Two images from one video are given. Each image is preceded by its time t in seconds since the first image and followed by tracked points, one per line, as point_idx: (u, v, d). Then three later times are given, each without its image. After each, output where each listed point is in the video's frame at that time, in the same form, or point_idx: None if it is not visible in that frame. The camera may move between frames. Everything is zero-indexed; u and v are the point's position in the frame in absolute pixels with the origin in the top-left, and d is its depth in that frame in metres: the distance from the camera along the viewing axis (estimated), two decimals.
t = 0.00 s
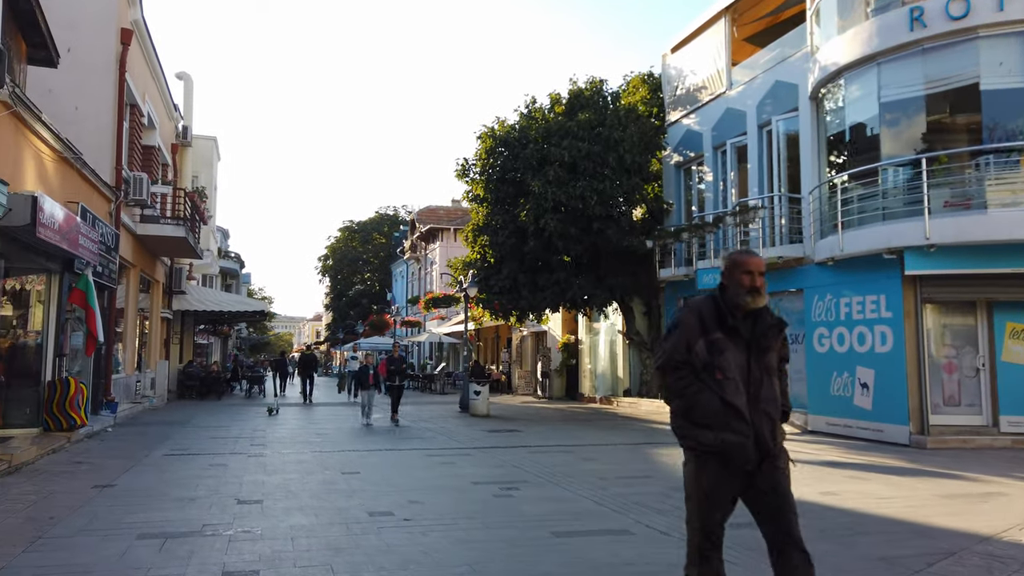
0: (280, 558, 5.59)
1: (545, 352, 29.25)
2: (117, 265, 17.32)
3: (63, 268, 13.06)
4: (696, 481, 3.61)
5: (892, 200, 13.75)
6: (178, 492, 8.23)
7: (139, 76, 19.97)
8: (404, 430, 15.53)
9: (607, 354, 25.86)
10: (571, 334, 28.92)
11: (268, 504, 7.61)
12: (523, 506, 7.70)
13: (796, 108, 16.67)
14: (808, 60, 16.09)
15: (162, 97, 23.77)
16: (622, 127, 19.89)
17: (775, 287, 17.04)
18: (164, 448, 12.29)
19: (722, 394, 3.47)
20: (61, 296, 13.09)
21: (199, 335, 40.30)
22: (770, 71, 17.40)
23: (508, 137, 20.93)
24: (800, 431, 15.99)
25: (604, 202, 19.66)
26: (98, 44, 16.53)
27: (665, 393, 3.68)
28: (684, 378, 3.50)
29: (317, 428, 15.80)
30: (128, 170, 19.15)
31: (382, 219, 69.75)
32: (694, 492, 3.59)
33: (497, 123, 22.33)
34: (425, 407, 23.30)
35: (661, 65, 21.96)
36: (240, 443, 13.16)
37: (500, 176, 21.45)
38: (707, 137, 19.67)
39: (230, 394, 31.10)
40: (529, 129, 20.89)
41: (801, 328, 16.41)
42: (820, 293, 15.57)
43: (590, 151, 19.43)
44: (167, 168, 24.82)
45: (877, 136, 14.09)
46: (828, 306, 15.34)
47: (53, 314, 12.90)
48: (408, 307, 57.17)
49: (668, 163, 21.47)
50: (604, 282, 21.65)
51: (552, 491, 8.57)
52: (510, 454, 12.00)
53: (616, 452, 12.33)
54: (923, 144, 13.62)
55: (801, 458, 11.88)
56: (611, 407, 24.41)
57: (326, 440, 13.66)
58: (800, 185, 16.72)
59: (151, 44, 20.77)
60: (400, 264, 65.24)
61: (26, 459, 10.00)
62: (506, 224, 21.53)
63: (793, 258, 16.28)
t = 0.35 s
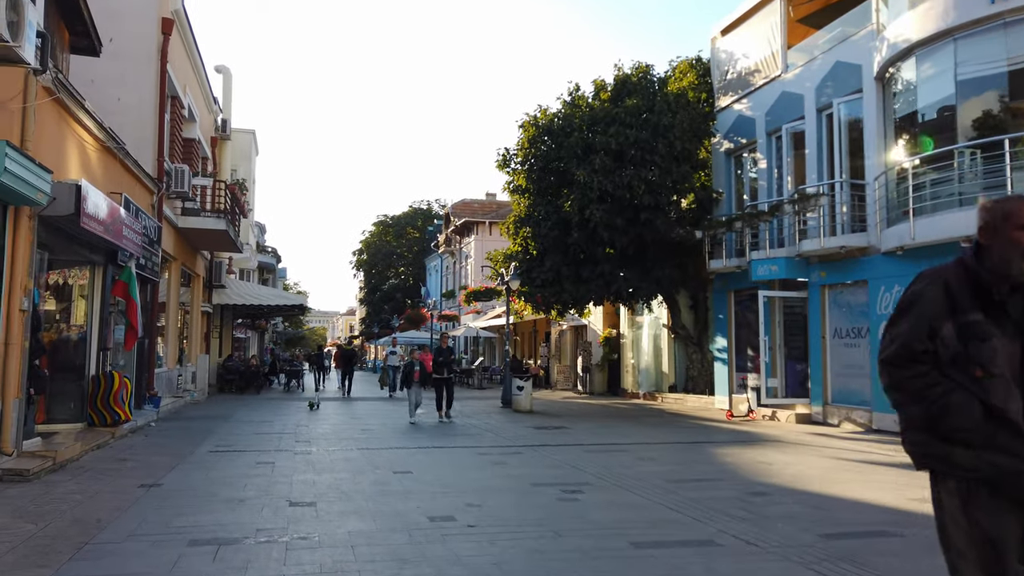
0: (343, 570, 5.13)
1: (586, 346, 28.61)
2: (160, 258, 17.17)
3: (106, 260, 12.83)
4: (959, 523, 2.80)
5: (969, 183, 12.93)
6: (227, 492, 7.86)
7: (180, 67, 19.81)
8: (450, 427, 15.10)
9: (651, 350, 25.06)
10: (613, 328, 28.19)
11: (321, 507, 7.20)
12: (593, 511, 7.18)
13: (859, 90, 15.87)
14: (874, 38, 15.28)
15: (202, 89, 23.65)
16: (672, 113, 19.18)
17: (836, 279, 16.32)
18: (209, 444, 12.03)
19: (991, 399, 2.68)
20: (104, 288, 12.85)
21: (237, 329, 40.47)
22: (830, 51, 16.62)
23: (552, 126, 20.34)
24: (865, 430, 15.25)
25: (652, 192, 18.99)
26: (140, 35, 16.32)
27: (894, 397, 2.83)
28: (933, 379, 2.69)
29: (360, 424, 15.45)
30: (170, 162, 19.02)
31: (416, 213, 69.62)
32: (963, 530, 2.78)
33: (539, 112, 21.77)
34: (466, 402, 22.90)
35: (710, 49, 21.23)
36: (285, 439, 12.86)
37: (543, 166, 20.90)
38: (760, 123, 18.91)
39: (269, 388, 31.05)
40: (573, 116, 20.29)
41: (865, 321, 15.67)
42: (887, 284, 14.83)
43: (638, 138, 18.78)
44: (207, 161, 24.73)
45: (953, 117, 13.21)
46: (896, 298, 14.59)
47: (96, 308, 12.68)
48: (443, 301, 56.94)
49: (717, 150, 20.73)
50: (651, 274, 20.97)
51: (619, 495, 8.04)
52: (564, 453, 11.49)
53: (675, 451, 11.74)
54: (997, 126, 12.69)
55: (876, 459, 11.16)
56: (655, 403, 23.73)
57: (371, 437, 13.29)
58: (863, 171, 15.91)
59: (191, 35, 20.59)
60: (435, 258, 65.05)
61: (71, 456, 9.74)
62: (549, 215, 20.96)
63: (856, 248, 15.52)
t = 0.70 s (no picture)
0: None
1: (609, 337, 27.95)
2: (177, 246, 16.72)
3: (123, 246, 12.40)
4: None
5: None
6: (252, 490, 7.37)
7: (196, 50, 19.31)
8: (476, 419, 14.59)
9: (678, 340, 24.34)
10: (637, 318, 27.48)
11: (353, 507, 6.69)
12: (646, 513, 6.63)
13: (905, 67, 15.14)
14: (922, 11, 14.52)
15: (219, 74, 23.18)
16: (704, 94, 18.45)
17: (880, 265, 15.62)
18: (230, 437, 11.58)
19: None
20: (121, 276, 12.41)
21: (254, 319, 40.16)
22: (874, 26, 15.86)
23: (578, 108, 19.68)
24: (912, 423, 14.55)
25: (682, 176, 18.33)
26: (157, 15, 15.82)
27: None
28: None
29: (384, 416, 14.97)
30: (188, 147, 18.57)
31: (432, 203, 69.12)
32: None
33: (564, 94, 21.10)
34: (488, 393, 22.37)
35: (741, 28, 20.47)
36: (309, 432, 12.41)
37: (569, 150, 20.25)
38: (796, 103, 18.17)
39: (287, 379, 30.70)
40: (600, 99, 19.62)
41: (910, 309, 14.99)
42: (936, 270, 14.15)
43: (669, 120, 18.10)
44: (224, 148, 24.29)
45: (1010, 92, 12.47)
46: (945, 285, 13.91)
47: (112, 296, 12.26)
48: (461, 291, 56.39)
49: (750, 133, 19.97)
50: (679, 262, 20.29)
51: (670, 494, 7.48)
52: (601, 447, 10.93)
53: (718, 446, 11.13)
54: None
55: (934, 455, 10.49)
56: (683, 394, 23.09)
57: (397, 429, 12.79)
58: (909, 152, 15.16)
59: (208, 18, 20.09)
60: (451, 248, 64.51)
61: (87, 450, 9.31)
62: (575, 201, 20.32)
63: (902, 233, 14.81)
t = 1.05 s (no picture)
0: None
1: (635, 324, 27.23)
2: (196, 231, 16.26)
3: (140, 230, 11.94)
4: None
5: None
6: (278, 490, 6.85)
7: (214, 29, 18.75)
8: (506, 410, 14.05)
9: (707, 328, 23.62)
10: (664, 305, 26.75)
11: (389, 511, 6.15)
12: (709, 520, 6.04)
13: (959, 38, 14.28)
14: None
15: (237, 55, 22.63)
16: (742, 70, 17.66)
17: (929, 249, 14.87)
18: (254, 429, 11.12)
19: None
20: (139, 262, 11.93)
21: (274, 306, 39.84)
22: None
23: (607, 87, 18.93)
24: (965, 415, 13.87)
25: (717, 157, 17.56)
26: None
27: None
28: None
29: (410, 407, 14.44)
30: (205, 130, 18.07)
31: (450, 189, 68.54)
32: None
33: (592, 73, 20.32)
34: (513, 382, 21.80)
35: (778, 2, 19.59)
36: (334, 423, 11.93)
37: (597, 132, 19.51)
38: (838, 80, 17.33)
39: (307, 366, 30.33)
40: (631, 77, 18.86)
41: (963, 295, 14.25)
42: (993, 255, 13.41)
43: (704, 98, 17.36)
44: (243, 132, 23.79)
45: None
46: (1003, 270, 13.17)
47: (130, 282, 11.77)
48: (480, 278, 55.79)
49: (787, 112, 19.14)
50: (712, 246, 19.54)
51: (729, 497, 6.87)
52: (642, 441, 10.31)
53: (767, 441, 10.51)
54: None
55: (1001, 451, 9.80)
56: (713, 383, 22.39)
57: (425, 421, 12.26)
58: (962, 129, 14.32)
59: None
60: (470, 234, 63.93)
61: (104, 445, 8.84)
62: (603, 184, 19.60)
63: (956, 215, 14.03)
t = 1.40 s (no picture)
0: None
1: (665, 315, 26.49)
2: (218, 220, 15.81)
3: (161, 217, 11.50)
4: None
5: None
6: (309, 494, 6.31)
7: (235, 12, 18.25)
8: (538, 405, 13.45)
9: (741, 320, 22.86)
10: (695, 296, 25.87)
11: (430, 519, 5.58)
12: (786, 532, 5.41)
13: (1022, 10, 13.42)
14: None
15: (258, 41, 22.14)
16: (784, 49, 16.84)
17: (987, 236, 14.11)
18: (280, 423, 10.64)
19: None
20: (160, 250, 11.45)
21: (295, 298, 39.54)
22: None
23: (639, 69, 18.20)
24: None
25: (758, 139, 16.75)
26: None
27: None
28: None
29: (439, 401, 13.88)
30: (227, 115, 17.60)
31: (471, 179, 67.98)
32: None
33: (623, 55, 19.56)
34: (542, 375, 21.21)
35: None
36: (362, 418, 11.42)
37: (630, 116, 18.78)
38: (885, 58, 16.48)
39: (330, 358, 29.95)
40: (665, 58, 18.11)
41: None
42: None
43: (744, 78, 16.60)
44: (265, 120, 23.34)
45: None
46: None
47: (151, 271, 11.31)
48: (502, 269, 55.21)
49: (829, 93, 18.30)
50: (750, 234, 18.78)
51: (802, 504, 6.24)
52: (689, 440, 9.65)
53: (823, 439, 9.83)
54: None
55: None
56: (748, 376, 21.65)
57: (456, 417, 11.69)
58: None
59: None
60: (491, 225, 63.32)
61: (123, 441, 8.37)
62: (636, 170, 18.90)
63: (1018, 199, 13.24)
